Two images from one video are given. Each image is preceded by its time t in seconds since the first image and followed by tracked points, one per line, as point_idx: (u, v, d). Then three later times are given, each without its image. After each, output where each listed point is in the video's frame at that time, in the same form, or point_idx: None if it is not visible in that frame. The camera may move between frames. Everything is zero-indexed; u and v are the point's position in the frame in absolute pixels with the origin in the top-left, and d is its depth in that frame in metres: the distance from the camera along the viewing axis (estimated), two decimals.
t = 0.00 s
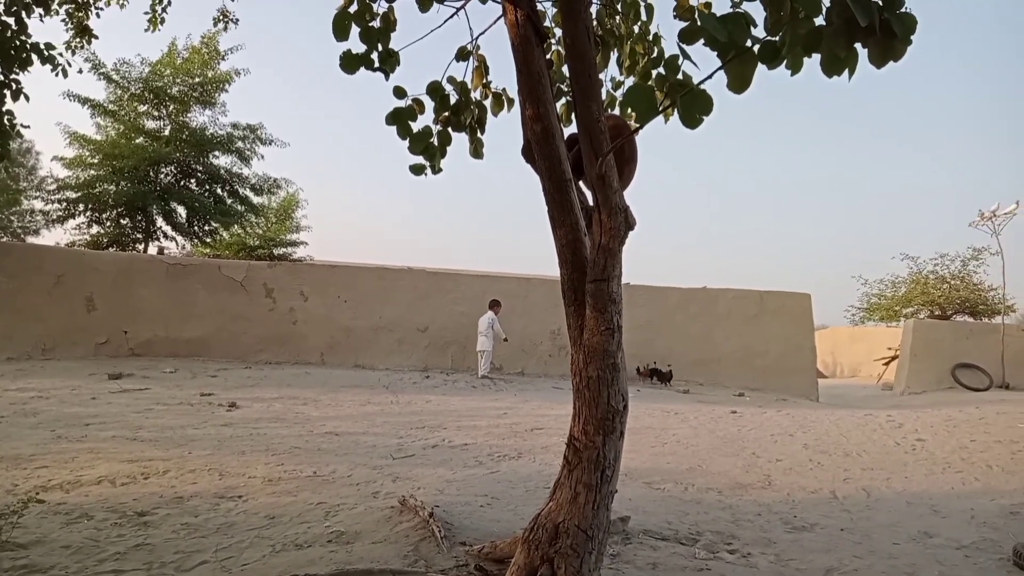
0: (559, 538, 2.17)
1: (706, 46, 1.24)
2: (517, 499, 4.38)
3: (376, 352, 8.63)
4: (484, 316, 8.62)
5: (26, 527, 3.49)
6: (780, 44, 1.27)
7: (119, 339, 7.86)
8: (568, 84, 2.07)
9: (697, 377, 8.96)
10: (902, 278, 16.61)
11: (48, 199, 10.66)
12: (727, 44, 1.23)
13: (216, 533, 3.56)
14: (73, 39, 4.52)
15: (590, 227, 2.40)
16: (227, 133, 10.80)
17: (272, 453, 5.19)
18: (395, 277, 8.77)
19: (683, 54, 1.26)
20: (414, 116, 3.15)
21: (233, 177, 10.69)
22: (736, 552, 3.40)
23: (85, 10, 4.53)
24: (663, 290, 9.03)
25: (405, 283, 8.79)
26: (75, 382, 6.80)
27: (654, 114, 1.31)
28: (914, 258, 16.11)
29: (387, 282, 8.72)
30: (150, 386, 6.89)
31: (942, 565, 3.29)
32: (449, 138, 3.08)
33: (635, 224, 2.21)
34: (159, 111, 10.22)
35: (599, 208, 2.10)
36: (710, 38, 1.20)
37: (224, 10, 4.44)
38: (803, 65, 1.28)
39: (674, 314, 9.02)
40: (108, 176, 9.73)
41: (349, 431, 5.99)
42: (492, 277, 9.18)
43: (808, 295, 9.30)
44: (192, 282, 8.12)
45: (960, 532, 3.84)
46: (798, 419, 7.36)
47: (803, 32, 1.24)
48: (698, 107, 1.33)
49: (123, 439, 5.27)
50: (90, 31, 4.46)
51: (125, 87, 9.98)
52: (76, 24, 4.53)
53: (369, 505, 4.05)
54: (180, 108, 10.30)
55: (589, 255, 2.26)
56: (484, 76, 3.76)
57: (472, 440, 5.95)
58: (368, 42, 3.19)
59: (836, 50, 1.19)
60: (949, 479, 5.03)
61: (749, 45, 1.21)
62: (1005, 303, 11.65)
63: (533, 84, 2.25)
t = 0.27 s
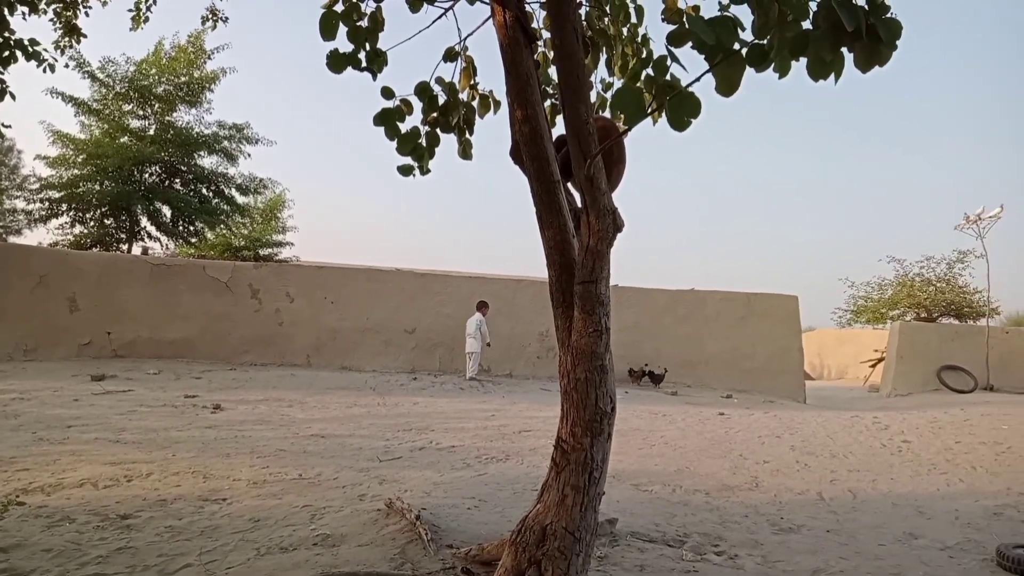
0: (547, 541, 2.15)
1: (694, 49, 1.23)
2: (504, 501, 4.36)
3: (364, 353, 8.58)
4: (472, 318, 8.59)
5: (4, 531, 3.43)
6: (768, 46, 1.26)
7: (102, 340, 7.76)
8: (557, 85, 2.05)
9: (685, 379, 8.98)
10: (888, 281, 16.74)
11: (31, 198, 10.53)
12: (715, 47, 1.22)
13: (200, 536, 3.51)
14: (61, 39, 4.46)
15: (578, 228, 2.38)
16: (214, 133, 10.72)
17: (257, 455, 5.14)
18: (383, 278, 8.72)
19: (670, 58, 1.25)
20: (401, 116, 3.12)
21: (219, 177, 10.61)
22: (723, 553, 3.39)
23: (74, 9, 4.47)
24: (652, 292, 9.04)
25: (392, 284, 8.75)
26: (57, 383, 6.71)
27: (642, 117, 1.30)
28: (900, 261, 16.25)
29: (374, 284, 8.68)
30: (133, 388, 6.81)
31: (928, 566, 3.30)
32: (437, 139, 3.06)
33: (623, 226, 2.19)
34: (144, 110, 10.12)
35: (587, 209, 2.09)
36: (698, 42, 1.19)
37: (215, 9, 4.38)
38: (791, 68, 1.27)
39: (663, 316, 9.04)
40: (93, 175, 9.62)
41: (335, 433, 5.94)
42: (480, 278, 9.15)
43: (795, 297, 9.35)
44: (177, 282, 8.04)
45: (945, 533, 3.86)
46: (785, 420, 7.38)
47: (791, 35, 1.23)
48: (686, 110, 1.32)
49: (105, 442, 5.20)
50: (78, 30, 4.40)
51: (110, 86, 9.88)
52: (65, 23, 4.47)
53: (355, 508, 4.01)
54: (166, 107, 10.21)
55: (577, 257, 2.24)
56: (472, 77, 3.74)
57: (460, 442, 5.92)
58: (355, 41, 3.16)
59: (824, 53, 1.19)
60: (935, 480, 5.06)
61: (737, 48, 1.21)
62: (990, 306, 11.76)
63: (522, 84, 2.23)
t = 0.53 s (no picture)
0: (541, 539, 2.15)
1: (689, 48, 1.23)
2: (498, 500, 4.37)
3: (358, 352, 8.57)
4: (467, 316, 8.59)
5: None
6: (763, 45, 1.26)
7: (95, 338, 7.73)
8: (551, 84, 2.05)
9: (679, 377, 8.99)
10: (881, 280, 16.80)
11: (24, 196, 10.47)
12: (710, 46, 1.22)
13: (193, 535, 3.50)
14: (53, 36, 4.43)
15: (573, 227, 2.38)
16: (207, 131, 10.68)
17: (251, 454, 5.12)
18: (377, 276, 8.71)
19: (665, 57, 1.25)
20: (396, 114, 3.12)
21: (212, 175, 10.57)
22: (717, 552, 3.40)
23: (66, 6, 4.45)
24: (646, 291, 9.05)
25: (387, 283, 8.73)
26: (49, 382, 6.67)
27: (636, 116, 1.30)
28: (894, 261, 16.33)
29: (369, 282, 8.66)
30: (126, 387, 6.79)
31: (920, 564, 3.32)
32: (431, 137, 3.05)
33: (618, 225, 2.19)
34: (138, 108, 10.07)
35: (582, 208, 2.09)
36: (692, 42, 1.19)
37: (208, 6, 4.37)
38: (785, 68, 1.28)
39: (657, 315, 9.05)
40: (86, 173, 9.57)
41: (329, 432, 5.93)
42: (475, 277, 9.15)
43: (788, 296, 9.38)
44: (171, 281, 8.01)
45: (937, 531, 3.88)
46: (778, 419, 7.41)
47: (785, 35, 1.23)
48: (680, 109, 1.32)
49: (98, 440, 5.18)
50: (70, 27, 4.38)
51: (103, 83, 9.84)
52: (57, 20, 4.44)
53: (349, 507, 4.01)
54: (159, 105, 10.17)
55: (572, 255, 2.24)
56: (467, 75, 3.73)
57: (455, 441, 5.92)
58: (349, 39, 3.15)
59: (818, 53, 1.19)
60: (927, 479, 5.08)
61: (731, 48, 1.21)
62: (982, 305, 11.82)
63: (517, 83, 2.22)
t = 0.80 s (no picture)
0: (531, 536, 2.15)
1: (679, 45, 1.23)
2: (487, 497, 4.37)
3: (347, 349, 8.54)
4: (458, 315, 8.61)
5: None
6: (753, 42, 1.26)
7: (82, 335, 7.67)
8: (541, 80, 2.04)
9: (668, 375, 9.03)
10: (869, 278, 16.92)
11: (9, 192, 10.35)
12: (699, 44, 1.22)
13: (181, 533, 3.48)
14: (35, 30, 4.38)
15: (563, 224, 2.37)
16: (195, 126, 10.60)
17: (239, 452, 5.10)
18: (367, 273, 8.68)
19: (655, 55, 1.25)
20: (386, 110, 3.11)
21: (200, 171, 10.50)
22: (705, 548, 3.42)
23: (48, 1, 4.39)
24: (636, 288, 9.08)
25: (376, 280, 8.71)
26: (34, 380, 6.61)
27: (626, 113, 1.30)
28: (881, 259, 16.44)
29: (358, 279, 8.63)
30: (113, 384, 6.73)
31: (905, 560, 3.35)
32: (421, 134, 3.04)
33: (607, 222, 2.19)
34: (125, 103, 9.98)
35: (572, 205, 2.08)
36: (682, 38, 1.19)
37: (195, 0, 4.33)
38: (775, 65, 1.27)
39: (646, 312, 9.08)
40: (72, 169, 9.48)
41: (318, 430, 5.91)
42: (465, 274, 9.14)
43: (777, 294, 9.43)
44: (158, 278, 7.95)
45: (922, 527, 3.91)
46: (766, 416, 7.45)
47: (774, 32, 1.23)
48: (670, 106, 1.32)
49: (85, 438, 5.13)
50: (53, 22, 4.33)
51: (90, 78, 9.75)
52: (39, 15, 4.39)
53: (338, 504, 4.00)
54: (147, 101, 10.08)
55: (562, 253, 2.23)
56: (457, 72, 3.73)
57: (444, 438, 5.91)
58: (339, 35, 3.13)
59: (806, 51, 1.19)
60: (913, 475, 5.13)
61: (721, 45, 1.20)
62: (968, 303, 11.92)
63: (508, 79, 2.21)
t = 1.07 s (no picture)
0: (516, 534, 2.15)
1: (665, 45, 1.24)
2: (473, 495, 4.37)
3: (332, 348, 8.50)
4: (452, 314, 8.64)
5: None
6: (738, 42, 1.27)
7: (63, 333, 7.57)
8: (527, 79, 2.04)
9: (653, 373, 9.07)
10: (851, 278, 17.10)
11: None
12: (685, 43, 1.22)
13: (164, 532, 3.45)
14: (12, 24, 4.31)
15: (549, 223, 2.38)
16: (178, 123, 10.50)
17: (223, 451, 5.06)
18: (353, 272, 8.65)
19: (641, 54, 1.26)
20: (372, 108, 3.09)
21: (184, 167, 10.40)
22: (689, 545, 3.44)
23: None
24: (622, 287, 9.11)
25: (362, 278, 8.67)
26: (14, 378, 6.52)
27: (613, 112, 1.31)
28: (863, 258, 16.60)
29: (344, 277, 8.59)
30: (95, 383, 6.65)
31: (886, 556, 3.38)
32: (407, 132, 3.03)
33: (593, 221, 2.20)
34: (107, 99, 9.86)
35: (557, 204, 2.09)
36: (667, 38, 1.20)
37: None
38: (760, 66, 1.29)
39: (632, 311, 9.11)
40: (53, 165, 9.36)
41: (303, 428, 5.88)
42: (451, 272, 9.13)
43: (761, 293, 9.51)
44: (141, 275, 7.87)
45: (903, 524, 3.96)
46: (750, 414, 7.50)
47: (760, 33, 1.24)
48: (655, 106, 1.33)
49: (66, 437, 5.07)
50: (30, 16, 4.27)
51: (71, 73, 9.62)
52: (16, 8, 4.33)
53: (323, 503, 3.98)
54: (130, 96, 9.97)
55: (548, 251, 2.23)
56: (444, 69, 3.72)
57: (430, 436, 5.90)
58: (324, 32, 3.11)
59: (790, 51, 1.20)
60: (894, 473, 5.18)
61: (707, 45, 1.21)
62: (949, 303, 12.09)
63: (494, 78, 2.21)
